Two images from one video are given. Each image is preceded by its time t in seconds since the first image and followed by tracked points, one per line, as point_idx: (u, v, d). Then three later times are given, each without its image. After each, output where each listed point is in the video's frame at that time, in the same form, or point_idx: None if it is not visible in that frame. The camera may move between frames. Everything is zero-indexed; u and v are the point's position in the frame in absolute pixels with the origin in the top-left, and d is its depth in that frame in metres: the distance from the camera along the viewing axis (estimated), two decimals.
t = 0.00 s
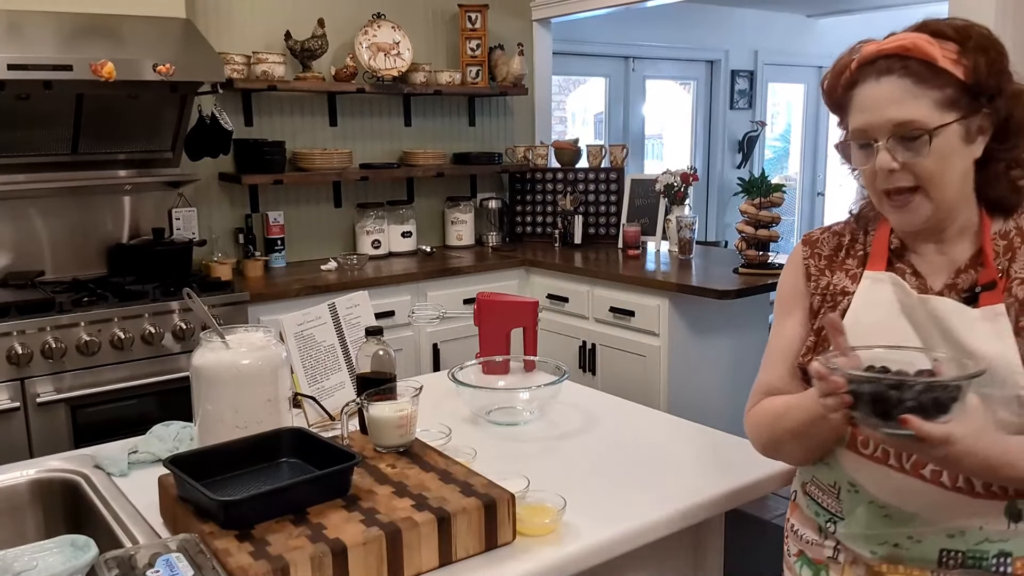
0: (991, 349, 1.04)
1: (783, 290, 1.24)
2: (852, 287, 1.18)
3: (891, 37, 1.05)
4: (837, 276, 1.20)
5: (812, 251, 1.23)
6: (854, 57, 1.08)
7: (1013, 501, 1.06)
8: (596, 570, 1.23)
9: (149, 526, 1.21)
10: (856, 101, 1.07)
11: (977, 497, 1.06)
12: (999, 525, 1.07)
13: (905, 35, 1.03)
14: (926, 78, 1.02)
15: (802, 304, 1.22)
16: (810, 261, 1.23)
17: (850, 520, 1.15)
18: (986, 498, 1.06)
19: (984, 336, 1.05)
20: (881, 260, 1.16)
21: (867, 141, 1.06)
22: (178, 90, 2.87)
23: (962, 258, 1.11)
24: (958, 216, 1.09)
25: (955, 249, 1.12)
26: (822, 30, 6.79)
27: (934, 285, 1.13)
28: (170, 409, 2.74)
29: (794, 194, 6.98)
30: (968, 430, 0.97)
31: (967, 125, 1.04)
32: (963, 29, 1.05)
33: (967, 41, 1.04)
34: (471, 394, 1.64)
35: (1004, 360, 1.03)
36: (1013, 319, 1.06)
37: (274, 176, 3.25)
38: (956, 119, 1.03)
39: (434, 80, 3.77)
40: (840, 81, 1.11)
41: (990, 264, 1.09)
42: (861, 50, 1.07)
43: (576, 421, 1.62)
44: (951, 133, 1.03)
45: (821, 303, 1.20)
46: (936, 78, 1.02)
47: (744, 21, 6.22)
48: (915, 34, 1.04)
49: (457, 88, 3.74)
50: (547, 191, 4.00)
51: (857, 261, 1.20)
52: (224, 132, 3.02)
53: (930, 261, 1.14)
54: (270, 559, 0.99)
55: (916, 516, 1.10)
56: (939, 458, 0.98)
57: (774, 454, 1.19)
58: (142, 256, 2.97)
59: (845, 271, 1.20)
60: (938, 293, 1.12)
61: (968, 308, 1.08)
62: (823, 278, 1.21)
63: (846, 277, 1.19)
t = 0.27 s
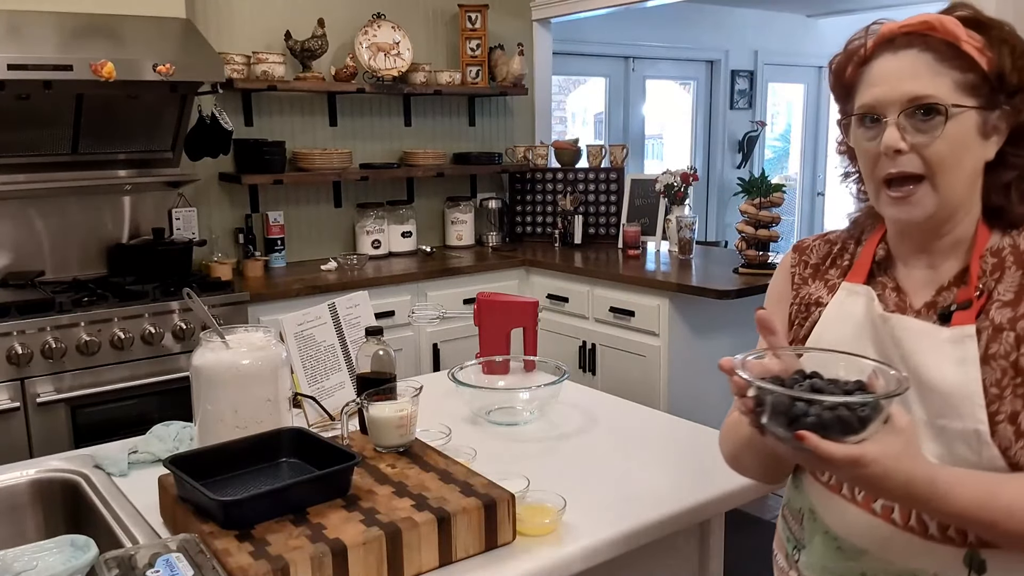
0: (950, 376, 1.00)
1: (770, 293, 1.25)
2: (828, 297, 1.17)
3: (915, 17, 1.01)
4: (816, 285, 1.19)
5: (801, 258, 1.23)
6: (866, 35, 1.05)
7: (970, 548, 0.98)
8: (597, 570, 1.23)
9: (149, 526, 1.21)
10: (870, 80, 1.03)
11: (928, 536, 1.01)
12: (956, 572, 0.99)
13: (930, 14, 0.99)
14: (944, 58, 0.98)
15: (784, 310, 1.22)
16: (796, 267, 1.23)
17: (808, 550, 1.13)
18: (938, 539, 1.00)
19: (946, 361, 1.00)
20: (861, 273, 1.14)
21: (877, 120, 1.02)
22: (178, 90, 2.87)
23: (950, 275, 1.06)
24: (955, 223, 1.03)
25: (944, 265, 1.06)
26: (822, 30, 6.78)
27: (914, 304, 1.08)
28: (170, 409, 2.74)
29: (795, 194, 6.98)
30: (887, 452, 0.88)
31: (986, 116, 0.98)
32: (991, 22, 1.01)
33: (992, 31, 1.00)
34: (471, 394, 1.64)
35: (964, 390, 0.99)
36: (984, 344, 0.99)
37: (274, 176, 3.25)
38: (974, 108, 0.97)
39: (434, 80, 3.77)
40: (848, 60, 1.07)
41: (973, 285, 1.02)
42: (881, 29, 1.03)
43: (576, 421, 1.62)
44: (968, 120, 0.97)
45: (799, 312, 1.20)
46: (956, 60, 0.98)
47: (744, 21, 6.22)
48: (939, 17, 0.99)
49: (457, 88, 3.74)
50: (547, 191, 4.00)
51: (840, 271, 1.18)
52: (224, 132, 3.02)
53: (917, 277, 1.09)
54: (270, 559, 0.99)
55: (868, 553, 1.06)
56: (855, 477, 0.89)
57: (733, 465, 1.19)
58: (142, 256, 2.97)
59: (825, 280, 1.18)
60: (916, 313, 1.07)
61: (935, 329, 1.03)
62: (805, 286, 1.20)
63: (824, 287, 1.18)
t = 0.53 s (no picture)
0: (950, 416, 0.99)
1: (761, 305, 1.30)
2: (819, 311, 1.20)
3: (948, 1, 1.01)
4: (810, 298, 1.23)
5: (801, 272, 1.27)
6: (902, 17, 1.05)
7: None
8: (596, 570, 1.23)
9: (149, 526, 1.21)
10: (899, 64, 1.03)
11: None
12: None
13: None
14: (989, 48, 0.98)
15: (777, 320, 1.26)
16: (794, 280, 1.27)
17: None
18: None
19: (948, 398, 1.00)
20: (860, 290, 1.17)
21: (904, 108, 1.02)
22: (178, 89, 2.87)
23: (966, 303, 1.06)
24: (975, 239, 1.03)
25: (959, 292, 1.07)
26: (821, 30, 6.78)
27: (920, 330, 1.08)
28: (170, 409, 2.74)
29: (795, 194, 6.98)
30: (853, 488, 0.87)
31: None
32: None
33: None
34: (471, 394, 1.64)
35: (962, 432, 0.98)
36: (994, 385, 0.97)
37: (274, 176, 3.25)
38: (1015, 106, 0.97)
39: (434, 80, 3.77)
40: (878, 43, 1.08)
41: (990, 316, 1.02)
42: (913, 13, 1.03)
43: (575, 421, 1.62)
44: (1005, 117, 0.96)
45: (791, 323, 1.24)
46: (996, 52, 0.98)
47: (744, 21, 6.21)
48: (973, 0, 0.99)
49: (457, 88, 3.73)
50: (547, 191, 4.00)
51: (835, 287, 1.22)
52: (224, 132, 3.02)
53: (929, 301, 1.09)
54: (270, 559, 0.99)
55: None
56: (815, 516, 0.89)
57: (691, 490, 1.18)
58: (142, 256, 2.97)
59: (819, 295, 1.22)
60: (921, 340, 1.07)
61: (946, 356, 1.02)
62: (799, 299, 1.24)
63: (816, 301, 1.21)
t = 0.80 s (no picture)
0: (948, 445, 0.94)
1: (749, 296, 1.28)
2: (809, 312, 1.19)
3: None
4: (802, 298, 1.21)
5: (792, 267, 1.25)
6: None
7: None
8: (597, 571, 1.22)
9: (147, 527, 1.19)
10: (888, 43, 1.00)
11: None
12: None
13: None
14: (991, 23, 0.92)
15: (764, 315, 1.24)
16: (785, 276, 1.25)
17: None
18: None
19: (948, 423, 0.95)
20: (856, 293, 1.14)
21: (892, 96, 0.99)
22: (177, 88, 2.86)
23: (973, 312, 1.01)
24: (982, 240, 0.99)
25: (967, 300, 1.02)
26: (823, 29, 6.77)
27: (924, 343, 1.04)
28: (169, 410, 2.73)
29: (795, 194, 6.98)
30: (815, 488, 0.76)
31: None
32: None
33: None
34: (471, 395, 1.63)
35: (963, 464, 0.92)
36: (997, 412, 0.91)
37: (273, 176, 3.24)
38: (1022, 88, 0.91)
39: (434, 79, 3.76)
40: (869, 15, 1.04)
41: (995, 330, 0.96)
42: None
43: (576, 422, 1.61)
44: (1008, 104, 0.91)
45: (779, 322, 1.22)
46: (1001, 26, 0.92)
47: (745, 20, 6.20)
48: None
49: (457, 87, 3.72)
50: (547, 191, 3.99)
51: (828, 288, 1.20)
52: (223, 131, 3.01)
53: (936, 308, 1.05)
54: (269, 561, 0.98)
55: None
56: (762, 516, 0.77)
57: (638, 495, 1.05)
58: (140, 255, 2.96)
59: (810, 295, 1.20)
60: (922, 351, 1.03)
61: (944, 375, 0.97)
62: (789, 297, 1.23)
63: (807, 303, 1.20)
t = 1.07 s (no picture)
0: (928, 473, 0.93)
1: (703, 298, 1.25)
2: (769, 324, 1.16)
3: None
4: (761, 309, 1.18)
5: (749, 275, 1.22)
6: None
7: None
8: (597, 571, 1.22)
9: (147, 527, 1.19)
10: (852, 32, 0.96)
11: None
12: None
13: None
14: (968, 13, 0.89)
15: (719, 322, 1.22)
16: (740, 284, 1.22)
17: None
18: None
19: (928, 444, 0.93)
20: (820, 305, 1.12)
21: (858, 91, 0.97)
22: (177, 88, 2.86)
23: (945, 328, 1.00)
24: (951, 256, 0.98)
25: (939, 316, 1.01)
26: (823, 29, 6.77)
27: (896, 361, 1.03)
28: (169, 410, 2.73)
29: (796, 194, 6.98)
30: (767, 491, 0.71)
31: (1010, 98, 0.91)
32: None
33: None
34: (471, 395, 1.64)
35: (945, 493, 0.91)
36: (977, 436, 0.91)
37: (273, 176, 3.24)
38: (997, 86, 0.90)
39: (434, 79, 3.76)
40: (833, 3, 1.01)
41: (971, 348, 0.95)
42: None
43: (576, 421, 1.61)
44: (983, 99, 0.90)
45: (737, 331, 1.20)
46: (976, 15, 0.90)
47: (745, 20, 6.20)
48: None
49: (457, 87, 3.72)
50: (547, 191, 4.00)
51: (788, 298, 1.17)
52: (223, 132, 3.01)
53: (907, 323, 1.04)
54: (269, 560, 0.98)
55: None
56: (714, 527, 0.72)
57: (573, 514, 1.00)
58: (140, 255, 2.96)
59: (770, 306, 1.17)
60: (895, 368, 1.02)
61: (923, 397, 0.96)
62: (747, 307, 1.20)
63: (767, 313, 1.17)
